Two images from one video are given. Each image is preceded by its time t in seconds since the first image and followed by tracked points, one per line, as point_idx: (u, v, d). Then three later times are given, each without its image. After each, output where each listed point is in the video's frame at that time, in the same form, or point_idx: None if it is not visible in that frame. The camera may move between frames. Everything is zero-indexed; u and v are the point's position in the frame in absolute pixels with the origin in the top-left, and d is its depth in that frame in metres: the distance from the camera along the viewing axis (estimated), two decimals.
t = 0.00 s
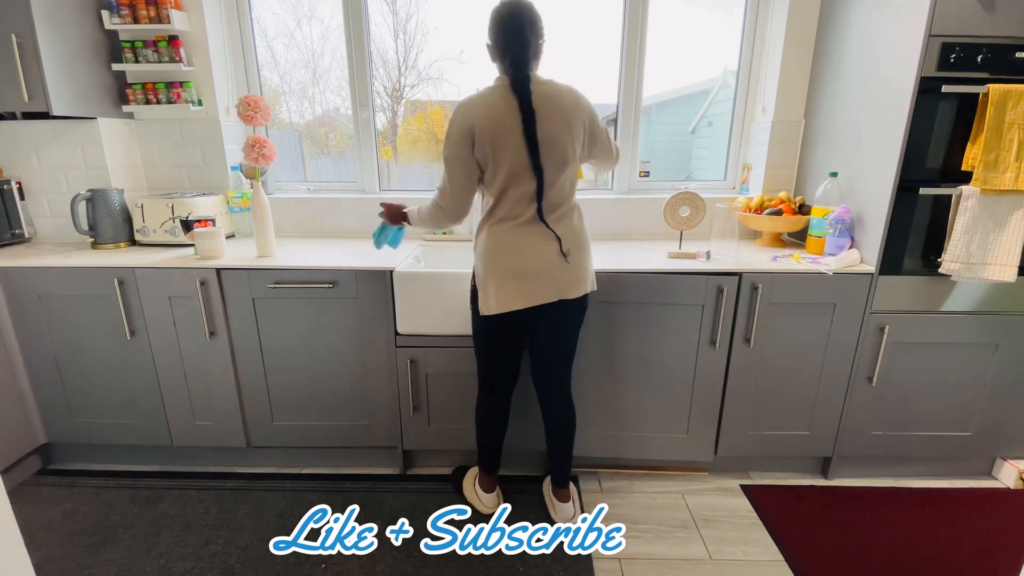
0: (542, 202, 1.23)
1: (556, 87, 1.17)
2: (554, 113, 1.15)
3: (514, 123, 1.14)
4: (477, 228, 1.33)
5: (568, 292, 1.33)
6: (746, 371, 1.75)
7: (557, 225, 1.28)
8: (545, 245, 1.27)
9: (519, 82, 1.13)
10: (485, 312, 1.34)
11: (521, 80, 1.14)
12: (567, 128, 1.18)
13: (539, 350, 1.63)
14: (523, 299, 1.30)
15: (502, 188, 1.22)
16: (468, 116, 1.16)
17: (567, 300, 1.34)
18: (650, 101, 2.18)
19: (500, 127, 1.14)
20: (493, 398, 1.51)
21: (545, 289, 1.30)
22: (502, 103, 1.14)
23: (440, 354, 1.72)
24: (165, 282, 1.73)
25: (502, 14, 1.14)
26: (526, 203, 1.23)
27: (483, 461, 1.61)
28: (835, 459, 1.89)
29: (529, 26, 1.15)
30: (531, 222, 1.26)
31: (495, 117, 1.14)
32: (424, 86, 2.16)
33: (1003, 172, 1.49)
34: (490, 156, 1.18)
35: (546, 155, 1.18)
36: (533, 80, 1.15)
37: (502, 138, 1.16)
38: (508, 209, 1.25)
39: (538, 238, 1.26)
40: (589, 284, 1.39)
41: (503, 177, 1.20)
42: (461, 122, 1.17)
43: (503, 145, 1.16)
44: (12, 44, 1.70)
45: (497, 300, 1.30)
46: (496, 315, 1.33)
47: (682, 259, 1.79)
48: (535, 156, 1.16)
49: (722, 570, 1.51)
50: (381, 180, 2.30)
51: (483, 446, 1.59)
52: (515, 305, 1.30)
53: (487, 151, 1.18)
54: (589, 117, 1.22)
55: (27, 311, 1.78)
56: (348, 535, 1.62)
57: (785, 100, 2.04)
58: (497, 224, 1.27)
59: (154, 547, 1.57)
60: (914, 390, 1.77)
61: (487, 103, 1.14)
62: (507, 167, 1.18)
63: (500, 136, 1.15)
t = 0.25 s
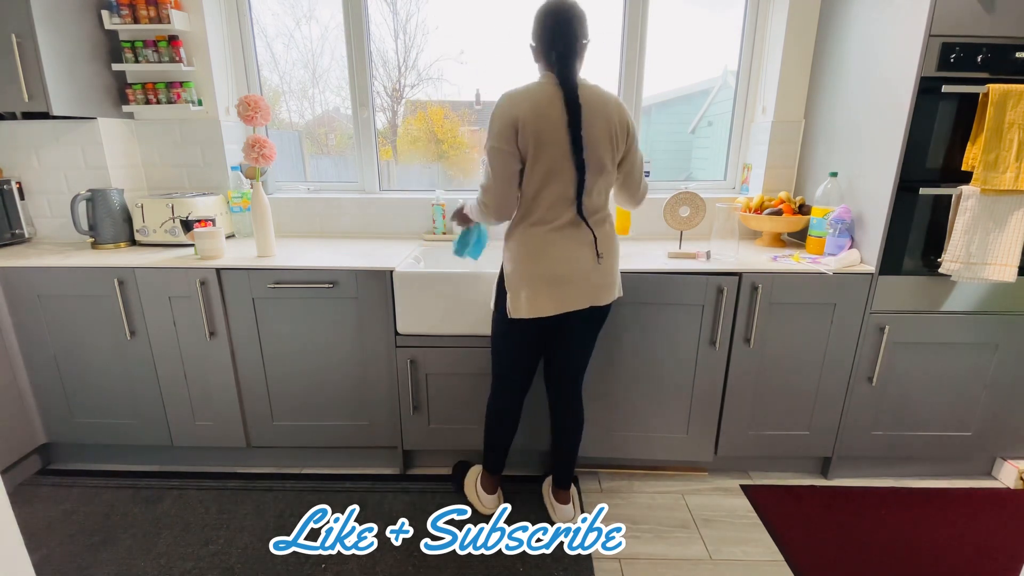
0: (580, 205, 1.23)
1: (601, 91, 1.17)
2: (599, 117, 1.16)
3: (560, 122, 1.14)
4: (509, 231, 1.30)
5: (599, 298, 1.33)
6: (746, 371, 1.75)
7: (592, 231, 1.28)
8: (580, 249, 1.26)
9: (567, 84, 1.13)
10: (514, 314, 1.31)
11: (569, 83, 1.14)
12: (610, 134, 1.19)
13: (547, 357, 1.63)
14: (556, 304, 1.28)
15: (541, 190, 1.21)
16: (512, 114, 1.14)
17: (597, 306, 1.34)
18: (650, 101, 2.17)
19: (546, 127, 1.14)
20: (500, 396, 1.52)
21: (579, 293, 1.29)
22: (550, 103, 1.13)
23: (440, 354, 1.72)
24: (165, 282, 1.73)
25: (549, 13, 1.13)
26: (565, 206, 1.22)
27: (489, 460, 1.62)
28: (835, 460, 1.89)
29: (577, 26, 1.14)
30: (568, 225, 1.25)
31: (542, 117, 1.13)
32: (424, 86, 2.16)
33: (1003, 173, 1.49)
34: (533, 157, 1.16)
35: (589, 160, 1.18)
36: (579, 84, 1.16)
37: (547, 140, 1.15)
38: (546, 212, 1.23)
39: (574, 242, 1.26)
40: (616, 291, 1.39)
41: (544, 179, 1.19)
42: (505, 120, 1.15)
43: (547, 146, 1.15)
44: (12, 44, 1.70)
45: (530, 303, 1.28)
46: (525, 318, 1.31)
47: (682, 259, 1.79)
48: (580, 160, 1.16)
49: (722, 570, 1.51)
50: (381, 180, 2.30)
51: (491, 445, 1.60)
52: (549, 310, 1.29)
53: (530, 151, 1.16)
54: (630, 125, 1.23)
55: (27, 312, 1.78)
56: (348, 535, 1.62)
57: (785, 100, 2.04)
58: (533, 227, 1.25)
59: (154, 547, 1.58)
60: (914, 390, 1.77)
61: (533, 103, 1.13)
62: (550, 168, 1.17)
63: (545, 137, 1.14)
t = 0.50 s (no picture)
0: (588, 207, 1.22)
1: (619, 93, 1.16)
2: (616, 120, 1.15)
3: (578, 122, 1.12)
4: (515, 228, 1.28)
5: (603, 301, 1.32)
6: (746, 371, 1.75)
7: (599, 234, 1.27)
8: (585, 251, 1.26)
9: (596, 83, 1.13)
10: (516, 314, 1.30)
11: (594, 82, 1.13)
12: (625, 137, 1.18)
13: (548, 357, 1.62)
14: (560, 306, 1.28)
15: (552, 191, 1.19)
16: (531, 108, 1.12)
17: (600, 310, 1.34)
18: (650, 101, 2.17)
19: (564, 126, 1.12)
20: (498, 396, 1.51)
21: (581, 296, 1.29)
22: (570, 99, 1.12)
23: (440, 354, 1.72)
24: (165, 282, 1.73)
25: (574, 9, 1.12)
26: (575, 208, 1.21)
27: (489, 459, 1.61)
28: (835, 460, 1.89)
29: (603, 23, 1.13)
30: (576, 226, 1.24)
31: (561, 116, 1.11)
32: (424, 86, 2.16)
33: (1003, 173, 1.49)
34: (546, 155, 1.15)
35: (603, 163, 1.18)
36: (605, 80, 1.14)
37: (563, 139, 1.13)
38: (556, 212, 1.22)
39: (580, 243, 1.25)
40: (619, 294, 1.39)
41: (556, 179, 1.18)
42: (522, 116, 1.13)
43: (563, 145, 1.14)
44: (12, 43, 1.70)
45: (533, 304, 1.27)
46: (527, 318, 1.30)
47: (682, 259, 1.79)
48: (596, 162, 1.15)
49: (723, 571, 1.51)
50: (381, 180, 2.30)
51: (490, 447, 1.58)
52: (551, 311, 1.28)
53: (544, 148, 1.14)
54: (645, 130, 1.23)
55: (27, 312, 1.78)
56: (348, 535, 1.62)
57: (785, 100, 2.04)
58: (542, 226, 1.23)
59: (154, 547, 1.57)
60: (914, 390, 1.77)
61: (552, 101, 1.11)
62: (564, 166, 1.16)
63: (562, 136, 1.13)
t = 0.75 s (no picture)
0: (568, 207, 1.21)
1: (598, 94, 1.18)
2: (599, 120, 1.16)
3: (556, 118, 1.11)
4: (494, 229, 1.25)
5: (588, 302, 1.32)
6: (746, 371, 1.75)
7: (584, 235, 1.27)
8: (566, 252, 1.24)
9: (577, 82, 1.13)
10: (502, 321, 1.26)
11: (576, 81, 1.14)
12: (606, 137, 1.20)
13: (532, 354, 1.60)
14: (548, 309, 1.26)
15: (538, 192, 1.17)
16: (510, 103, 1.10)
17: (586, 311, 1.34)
18: (650, 101, 2.18)
19: (550, 126, 1.10)
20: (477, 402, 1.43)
21: (564, 298, 1.26)
22: (549, 95, 1.10)
23: (440, 354, 1.72)
24: (165, 282, 1.73)
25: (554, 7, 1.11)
26: (561, 209, 1.20)
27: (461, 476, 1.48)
28: (835, 460, 1.89)
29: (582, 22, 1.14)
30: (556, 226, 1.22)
31: (539, 113, 1.09)
32: (424, 86, 2.16)
33: (1003, 172, 1.49)
34: (532, 156, 1.12)
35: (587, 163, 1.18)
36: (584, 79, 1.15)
37: (548, 138, 1.11)
38: (536, 213, 1.19)
39: (560, 244, 1.23)
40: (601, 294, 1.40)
41: (543, 180, 1.15)
42: (506, 115, 1.10)
43: (550, 146, 1.12)
44: (12, 43, 1.70)
45: (520, 309, 1.24)
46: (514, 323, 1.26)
47: (682, 259, 1.79)
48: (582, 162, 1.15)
49: (723, 570, 1.51)
50: (381, 180, 2.30)
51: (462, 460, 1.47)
52: (533, 314, 1.25)
53: (523, 146, 1.12)
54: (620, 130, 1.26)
55: (27, 312, 1.78)
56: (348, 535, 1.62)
57: (785, 100, 2.04)
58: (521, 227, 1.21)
59: (154, 547, 1.57)
60: (914, 390, 1.77)
61: (539, 100, 1.09)
62: (543, 164, 1.13)
63: (550, 137, 1.12)
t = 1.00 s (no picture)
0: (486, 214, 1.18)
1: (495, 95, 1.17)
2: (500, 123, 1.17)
3: (459, 124, 1.07)
4: (412, 249, 1.19)
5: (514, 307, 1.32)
6: (746, 371, 1.75)
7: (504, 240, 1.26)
8: (490, 260, 1.21)
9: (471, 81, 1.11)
10: (430, 337, 1.21)
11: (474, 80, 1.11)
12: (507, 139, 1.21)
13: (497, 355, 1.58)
14: (479, 322, 1.23)
15: (457, 202, 1.13)
16: (410, 117, 1.06)
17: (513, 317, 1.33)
18: (650, 101, 2.18)
19: (460, 131, 1.08)
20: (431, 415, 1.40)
21: (496, 305, 1.25)
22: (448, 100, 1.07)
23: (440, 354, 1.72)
24: (165, 282, 1.73)
25: None
26: (479, 216, 1.17)
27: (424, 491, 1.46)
28: (835, 460, 1.89)
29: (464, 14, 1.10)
30: (477, 235, 1.19)
31: (440, 122, 1.06)
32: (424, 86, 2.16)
33: (1003, 172, 1.49)
34: (442, 166, 1.09)
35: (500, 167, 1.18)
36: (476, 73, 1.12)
37: (453, 145, 1.08)
38: (456, 225, 1.15)
39: (484, 253, 1.20)
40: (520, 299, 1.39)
41: (462, 189, 1.12)
42: (413, 125, 1.06)
43: (464, 153, 1.09)
44: (12, 43, 1.70)
45: (446, 323, 1.20)
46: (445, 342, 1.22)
47: (682, 259, 1.79)
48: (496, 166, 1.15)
49: (723, 570, 1.51)
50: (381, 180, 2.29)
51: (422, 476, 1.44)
52: (467, 328, 1.22)
53: (432, 157, 1.08)
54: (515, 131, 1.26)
55: (27, 312, 1.78)
56: (348, 535, 1.62)
57: (785, 99, 2.04)
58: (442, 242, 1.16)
59: (154, 547, 1.57)
60: (914, 390, 1.77)
61: (447, 105, 1.06)
62: (454, 174, 1.10)
63: (464, 144, 1.09)
